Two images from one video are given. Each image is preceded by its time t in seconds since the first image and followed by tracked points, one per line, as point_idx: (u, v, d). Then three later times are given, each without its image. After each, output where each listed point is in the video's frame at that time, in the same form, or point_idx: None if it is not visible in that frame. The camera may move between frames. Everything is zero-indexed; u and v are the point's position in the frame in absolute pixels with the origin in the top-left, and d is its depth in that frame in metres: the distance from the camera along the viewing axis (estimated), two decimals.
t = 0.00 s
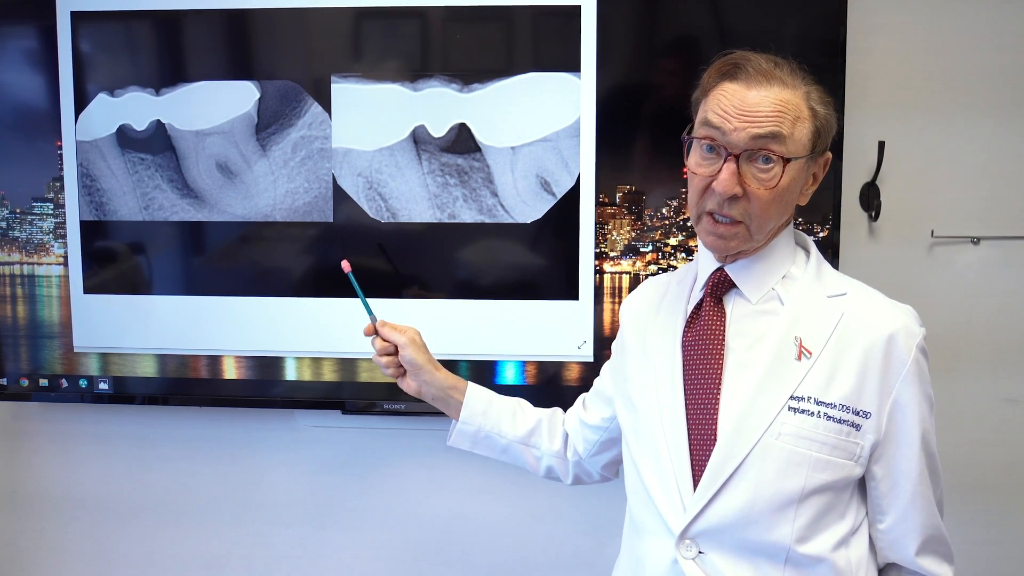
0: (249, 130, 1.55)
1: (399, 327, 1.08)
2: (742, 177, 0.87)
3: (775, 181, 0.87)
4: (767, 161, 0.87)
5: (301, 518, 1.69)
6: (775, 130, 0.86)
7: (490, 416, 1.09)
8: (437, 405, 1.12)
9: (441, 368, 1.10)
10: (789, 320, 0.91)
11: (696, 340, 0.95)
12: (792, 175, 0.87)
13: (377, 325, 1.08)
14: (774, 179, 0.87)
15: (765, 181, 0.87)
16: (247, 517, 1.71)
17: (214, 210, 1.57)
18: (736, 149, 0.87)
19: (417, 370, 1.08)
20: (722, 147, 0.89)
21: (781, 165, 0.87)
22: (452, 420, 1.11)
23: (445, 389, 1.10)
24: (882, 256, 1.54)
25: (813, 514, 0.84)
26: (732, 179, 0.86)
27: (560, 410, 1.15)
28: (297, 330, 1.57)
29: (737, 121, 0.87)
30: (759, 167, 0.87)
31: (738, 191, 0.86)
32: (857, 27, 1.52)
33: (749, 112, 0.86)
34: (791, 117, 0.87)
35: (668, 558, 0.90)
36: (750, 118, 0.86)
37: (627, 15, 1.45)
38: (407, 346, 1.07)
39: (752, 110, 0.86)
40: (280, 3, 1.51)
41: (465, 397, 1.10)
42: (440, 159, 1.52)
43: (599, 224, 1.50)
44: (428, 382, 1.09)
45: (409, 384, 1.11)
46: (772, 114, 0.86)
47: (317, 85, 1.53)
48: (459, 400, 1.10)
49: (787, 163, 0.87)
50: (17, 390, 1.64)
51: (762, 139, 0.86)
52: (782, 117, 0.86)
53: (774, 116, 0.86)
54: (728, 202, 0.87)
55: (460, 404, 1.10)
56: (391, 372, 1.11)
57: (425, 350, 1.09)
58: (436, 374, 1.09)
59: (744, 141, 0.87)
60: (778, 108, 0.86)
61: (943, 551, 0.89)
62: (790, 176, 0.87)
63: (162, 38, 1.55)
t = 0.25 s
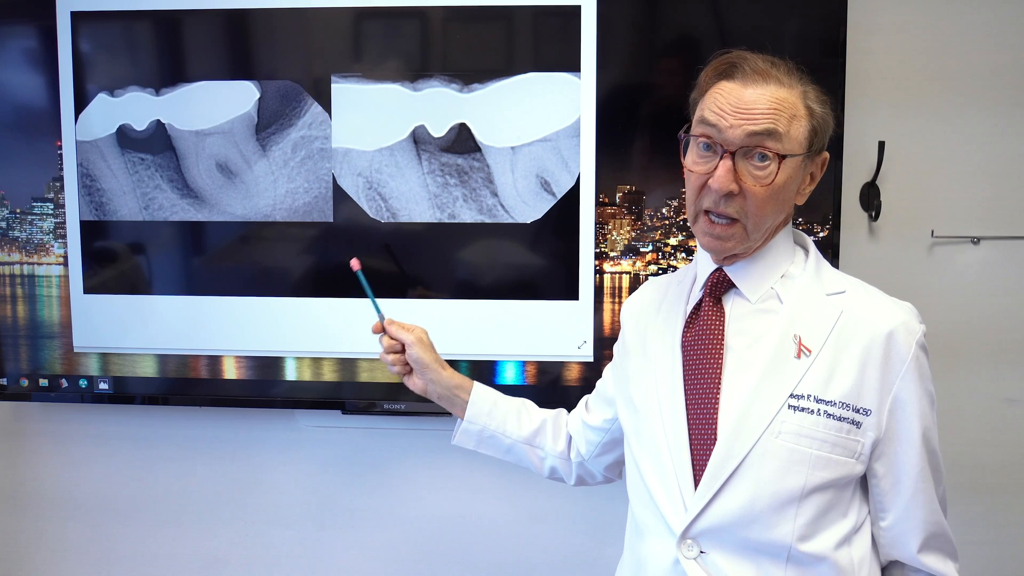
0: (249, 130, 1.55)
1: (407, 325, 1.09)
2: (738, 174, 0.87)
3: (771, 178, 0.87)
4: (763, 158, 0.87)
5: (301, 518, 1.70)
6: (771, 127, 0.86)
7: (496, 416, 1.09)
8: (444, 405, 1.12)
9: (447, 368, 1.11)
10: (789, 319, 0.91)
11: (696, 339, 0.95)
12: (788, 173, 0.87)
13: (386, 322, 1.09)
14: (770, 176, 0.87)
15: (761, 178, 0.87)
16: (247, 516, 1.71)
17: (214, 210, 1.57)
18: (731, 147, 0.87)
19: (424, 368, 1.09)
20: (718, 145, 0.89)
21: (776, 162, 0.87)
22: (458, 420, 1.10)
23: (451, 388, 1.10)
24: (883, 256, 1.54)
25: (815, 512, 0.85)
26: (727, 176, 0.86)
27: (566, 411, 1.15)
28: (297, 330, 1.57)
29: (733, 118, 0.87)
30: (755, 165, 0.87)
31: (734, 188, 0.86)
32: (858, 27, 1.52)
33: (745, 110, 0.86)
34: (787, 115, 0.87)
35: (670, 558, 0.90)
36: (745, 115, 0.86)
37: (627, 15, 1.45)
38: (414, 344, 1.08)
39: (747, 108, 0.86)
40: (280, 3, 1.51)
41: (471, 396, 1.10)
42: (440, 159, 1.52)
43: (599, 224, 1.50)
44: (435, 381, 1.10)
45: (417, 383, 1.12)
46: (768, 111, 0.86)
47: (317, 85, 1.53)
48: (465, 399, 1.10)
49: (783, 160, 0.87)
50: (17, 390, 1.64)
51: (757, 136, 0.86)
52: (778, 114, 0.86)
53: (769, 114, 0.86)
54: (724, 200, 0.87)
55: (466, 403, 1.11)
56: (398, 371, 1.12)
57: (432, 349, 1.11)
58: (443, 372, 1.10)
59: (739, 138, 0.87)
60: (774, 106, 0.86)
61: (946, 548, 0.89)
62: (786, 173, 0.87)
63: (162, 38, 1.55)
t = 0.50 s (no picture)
0: (249, 130, 1.55)
1: (436, 301, 1.09)
2: (732, 176, 0.87)
3: (764, 180, 0.86)
4: (757, 159, 0.87)
5: (301, 518, 1.70)
6: (765, 129, 0.86)
7: (505, 406, 1.09)
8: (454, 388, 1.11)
9: (465, 352, 1.10)
10: (790, 319, 0.91)
11: (697, 339, 0.95)
12: (783, 174, 0.87)
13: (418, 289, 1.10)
14: (764, 178, 0.86)
15: (754, 180, 0.87)
16: (247, 516, 1.71)
17: (213, 210, 1.57)
18: (725, 148, 0.87)
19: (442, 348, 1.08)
20: (713, 146, 0.89)
21: (770, 164, 0.86)
22: (466, 405, 1.10)
23: (464, 373, 1.09)
24: (883, 256, 1.54)
25: (816, 511, 0.84)
26: (720, 177, 0.86)
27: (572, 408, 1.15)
28: (297, 330, 1.57)
29: (727, 120, 0.87)
30: (749, 166, 0.87)
31: (727, 189, 0.86)
32: (857, 27, 1.52)
33: (739, 111, 0.86)
34: (782, 116, 0.87)
35: (671, 557, 0.90)
36: (739, 117, 0.86)
37: (627, 15, 1.45)
38: (438, 322, 1.07)
39: (742, 109, 0.86)
40: (280, 3, 1.51)
41: (482, 384, 1.09)
42: (440, 159, 1.52)
43: (599, 223, 1.50)
44: (450, 363, 1.09)
45: (430, 359, 1.11)
46: (762, 113, 0.86)
47: (317, 85, 1.52)
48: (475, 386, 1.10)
49: (777, 162, 0.86)
50: (17, 390, 1.64)
51: (751, 137, 0.86)
52: (772, 116, 0.86)
53: (763, 115, 0.86)
54: (718, 201, 0.88)
55: (476, 391, 1.10)
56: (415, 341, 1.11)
57: (453, 331, 1.10)
58: (459, 356, 1.09)
59: (733, 140, 0.87)
60: (769, 108, 0.86)
61: (948, 547, 0.89)
62: (780, 175, 0.87)
63: (162, 38, 1.55)
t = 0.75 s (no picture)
0: (249, 130, 1.55)
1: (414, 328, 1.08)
2: (739, 177, 0.87)
3: (772, 182, 0.87)
4: (764, 161, 0.87)
5: (301, 518, 1.69)
6: (773, 131, 0.86)
7: (501, 420, 1.09)
8: (449, 408, 1.11)
9: (454, 369, 1.10)
10: (791, 319, 0.91)
11: (699, 339, 0.95)
12: (789, 176, 0.87)
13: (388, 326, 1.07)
14: (771, 180, 0.86)
15: (761, 182, 0.87)
16: (247, 517, 1.71)
17: (214, 210, 1.57)
18: (733, 150, 0.87)
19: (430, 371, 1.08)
20: (720, 147, 0.89)
21: (778, 166, 0.86)
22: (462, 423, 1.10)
23: (457, 390, 1.09)
24: (883, 256, 1.54)
25: (816, 512, 0.84)
26: (727, 178, 0.86)
27: (569, 416, 1.15)
28: (297, 330, 1.57)
29: (735, 121, 0.87)
30: (756, 168, 0.87)
31: (734, 191, 0.86)
32: (857, 27, 1.52)
33: (748, 113, 0.86)
34: (790, 119, 0.87)
35: (671, 558, 0.89)
36: (747, 118, 0.86)
37: (627, 15, 1.45)
38: (420, 347, 1.07)
39: (750, 111, 0.86)
40: (280, 3, 1.51)
41: (476, 398, 1.09)
42: (440, 160, 1.52)
43: (599, 224, 1.49)
44: (441, 384, 1.09)
45: (421, 385, 1.11)
46: (771, 115, 0.86)
47: (317, 85, 1.53)
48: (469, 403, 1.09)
49: (784, 164, 0.87)
50: (17, 390, 1.64)
51: (758, 139, 0.86)
52: (780, 118, 0.86)
53: (772, 118, 0.86)
54: (725, 202, 0.87)
55: (472, 405, 1.10)
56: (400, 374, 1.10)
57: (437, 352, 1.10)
58: (449, 375, 1.09)
59: (741, 141, 0.87)
60: (777, 110, 0.86)
61: (947, 550, 0.89)
62: (787, 177, 0.87)
63: (162, 38, 1.55)
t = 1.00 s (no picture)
0: (249, 130, 1.55)
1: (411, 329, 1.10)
2: (741, 175, 0.87)
3: (773, 180, 0.87)
4: (766, 160, 0.87)
5: (301, 518, 1.69)
6: (775, 129, 0.86)
7: (497, 421, 1.09)
8: (445, 409, 1.11)
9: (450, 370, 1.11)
10: (791, 319, 0.91)
11: (699, 339, 0.95)
12: (791, 175, 0.87)
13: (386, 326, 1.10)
14: (773, 178, 0.86)
15: (763, 180, 0.87)
16: (247, 517, 1.71)
17: (213, 210, 1.57)
18: (734, 148, 0.87)
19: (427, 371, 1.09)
20: (722, 145, 0.89)
21: (779, 164, 0.86)
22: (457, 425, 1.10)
23: (454, 391, 1.10)
24: (883, 256, 1.54)
25: (817, 512, 0.84)
26: (729, 176, 0.86)
27: (566, 420, 1.15)
28: (297, 330, 1.56)
29: (737, 119, 0.87)
30: (757, 166, 0.87)
31: (736, 189, 0.86)
32: (857, 27, 1.52)
33: (749, 112, 0.86)
34: (791, 117, 0.87)
35: (672, 557, 0.89)
36: (749, 116, 0.86)
37: (627, 15, 1.45)
38: (417, 346, 1.09)
39: (752, 109, 0.86)
40: (279, 3, 1.51)
41: (472, 400, 1.10)
42: (440, 159, 1.52)
43: (599, 223, 1.49)
44: (437, 384, 1.09)
45: (417, 385, 1.11)
46: (772, 113, 0.86)
47: (317, 85, 1.52)
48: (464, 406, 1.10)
49: (786, 162, 0.87)
50: (17, 390, 1.64)
51: (760, 137, 0.86)
52: (781, 116, 0.86)
53: (774, 116, 0.86)
54: (726, 200, 0.87)
55: (468, 407, 1.10)
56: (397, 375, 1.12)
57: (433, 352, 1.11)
58: (445, 375, 1.10)
59: (743, 139, 0.87)
60: (778, 108, 0.86)
61: (946, 550, 0.89)
62: (789, 175, 0.87)
63: (161, 37, 1.55)
